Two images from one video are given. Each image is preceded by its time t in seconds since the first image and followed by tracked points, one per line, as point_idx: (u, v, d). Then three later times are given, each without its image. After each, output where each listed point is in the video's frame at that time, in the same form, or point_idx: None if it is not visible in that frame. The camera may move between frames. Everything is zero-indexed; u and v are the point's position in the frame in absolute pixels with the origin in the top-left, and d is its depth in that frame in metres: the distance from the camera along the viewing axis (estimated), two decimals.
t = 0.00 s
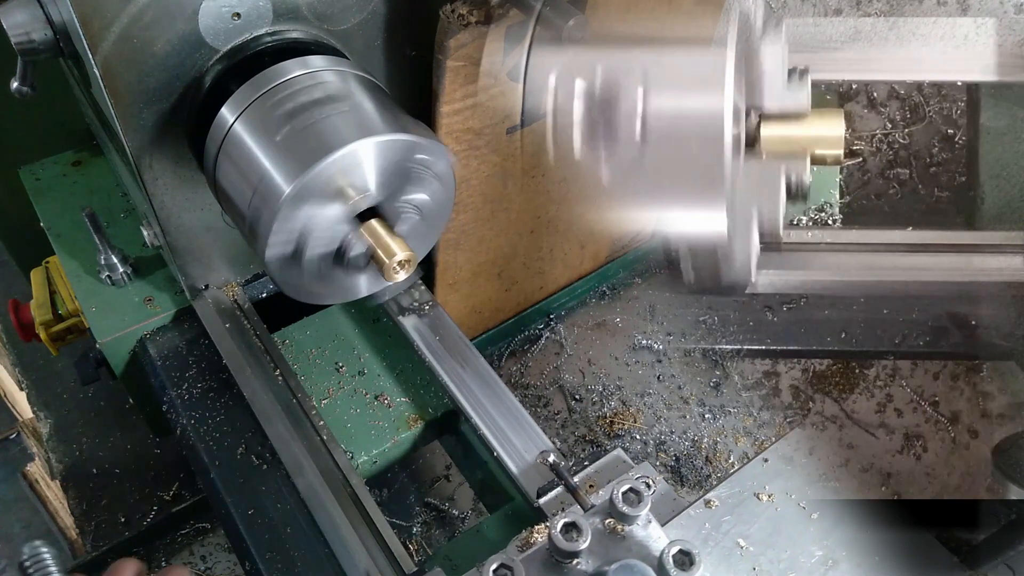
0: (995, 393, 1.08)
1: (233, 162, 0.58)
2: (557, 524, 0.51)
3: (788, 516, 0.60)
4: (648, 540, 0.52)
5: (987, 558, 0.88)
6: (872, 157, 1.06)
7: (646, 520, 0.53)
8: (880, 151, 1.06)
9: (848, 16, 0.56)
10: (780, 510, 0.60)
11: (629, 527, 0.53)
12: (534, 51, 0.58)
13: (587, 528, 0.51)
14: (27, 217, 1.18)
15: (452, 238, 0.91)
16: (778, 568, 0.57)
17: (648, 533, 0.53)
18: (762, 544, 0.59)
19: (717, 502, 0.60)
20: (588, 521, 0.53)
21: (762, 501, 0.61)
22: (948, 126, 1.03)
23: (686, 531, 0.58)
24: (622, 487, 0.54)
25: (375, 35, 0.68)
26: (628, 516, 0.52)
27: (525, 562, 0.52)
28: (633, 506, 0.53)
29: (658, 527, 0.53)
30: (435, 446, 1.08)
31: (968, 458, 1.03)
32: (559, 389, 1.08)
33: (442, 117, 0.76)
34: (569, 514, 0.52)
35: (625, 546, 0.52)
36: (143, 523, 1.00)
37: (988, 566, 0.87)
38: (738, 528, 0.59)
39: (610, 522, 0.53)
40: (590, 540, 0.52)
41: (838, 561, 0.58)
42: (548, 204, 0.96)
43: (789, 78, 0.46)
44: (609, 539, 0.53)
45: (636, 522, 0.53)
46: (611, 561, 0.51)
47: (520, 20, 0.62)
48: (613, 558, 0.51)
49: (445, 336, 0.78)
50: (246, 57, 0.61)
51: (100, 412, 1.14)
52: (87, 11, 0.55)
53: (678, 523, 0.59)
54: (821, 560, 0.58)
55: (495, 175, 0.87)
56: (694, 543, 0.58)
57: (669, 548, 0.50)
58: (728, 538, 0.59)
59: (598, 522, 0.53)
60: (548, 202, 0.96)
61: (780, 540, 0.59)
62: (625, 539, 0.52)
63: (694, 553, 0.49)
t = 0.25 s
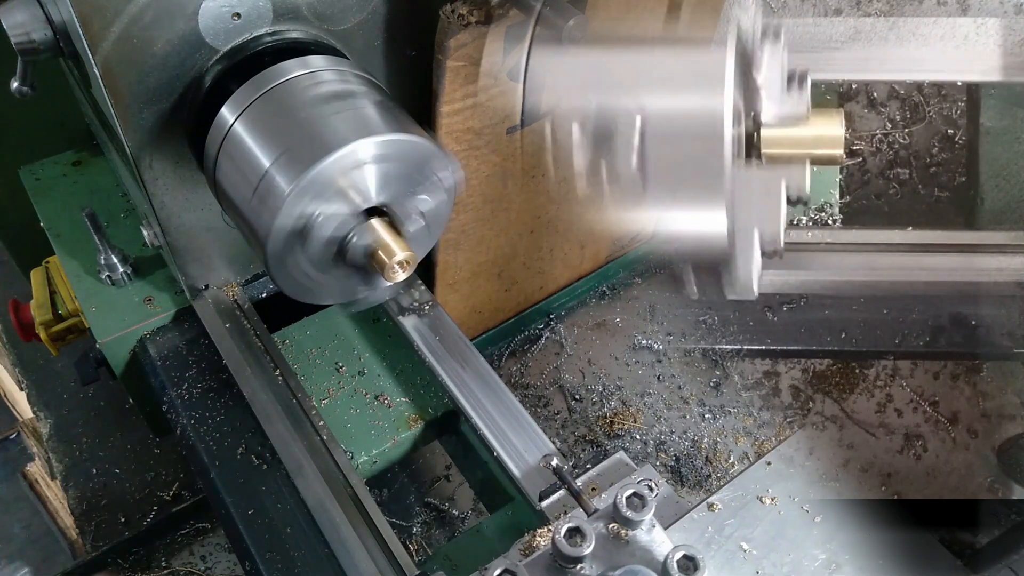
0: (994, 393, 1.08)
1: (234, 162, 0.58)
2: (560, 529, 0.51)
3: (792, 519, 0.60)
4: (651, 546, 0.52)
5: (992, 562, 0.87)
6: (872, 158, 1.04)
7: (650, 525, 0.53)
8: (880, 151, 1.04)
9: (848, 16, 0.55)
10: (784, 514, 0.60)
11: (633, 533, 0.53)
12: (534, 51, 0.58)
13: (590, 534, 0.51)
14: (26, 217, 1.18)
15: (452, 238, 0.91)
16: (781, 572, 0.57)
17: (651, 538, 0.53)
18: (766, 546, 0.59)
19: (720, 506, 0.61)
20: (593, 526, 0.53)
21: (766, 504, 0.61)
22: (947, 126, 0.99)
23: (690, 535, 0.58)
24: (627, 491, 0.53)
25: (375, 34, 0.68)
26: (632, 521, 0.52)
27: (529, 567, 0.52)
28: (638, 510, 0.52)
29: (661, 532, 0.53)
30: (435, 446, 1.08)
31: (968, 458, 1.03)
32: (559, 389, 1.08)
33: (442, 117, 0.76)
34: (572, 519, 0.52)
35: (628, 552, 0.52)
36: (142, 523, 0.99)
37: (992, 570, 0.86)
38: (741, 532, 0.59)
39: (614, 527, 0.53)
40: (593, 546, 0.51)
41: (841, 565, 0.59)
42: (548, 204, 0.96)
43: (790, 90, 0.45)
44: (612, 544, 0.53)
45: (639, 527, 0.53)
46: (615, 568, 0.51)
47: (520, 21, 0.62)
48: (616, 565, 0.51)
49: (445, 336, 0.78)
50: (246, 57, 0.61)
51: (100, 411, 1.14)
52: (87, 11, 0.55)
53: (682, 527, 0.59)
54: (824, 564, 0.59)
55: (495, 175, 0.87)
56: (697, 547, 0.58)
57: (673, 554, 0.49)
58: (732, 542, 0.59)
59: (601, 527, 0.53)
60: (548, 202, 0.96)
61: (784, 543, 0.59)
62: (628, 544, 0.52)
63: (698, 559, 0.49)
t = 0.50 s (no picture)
0: (995, 393, 1.08)
1: (234, 162, 0.58)
2: (565, 535, 0.52)
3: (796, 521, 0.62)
4: (656, 551, 0.53)
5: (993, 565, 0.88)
6: (872, 158, 1.05)
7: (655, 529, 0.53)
8: (880, 151, 1.05)
9: (848, 16, 0.55)
10: (786, 517, 0.62)
11: (637, 538, 0.53)
12: (533, 51, 0.58)
13: (594, 540, 0.51)
14: (26, 217, 1.18)
15: (452, 238, 0.91)
16: None
17: (655, 543, 0.53)
18: (768, 551, 0.60)
19: (723, 509, 0.62)
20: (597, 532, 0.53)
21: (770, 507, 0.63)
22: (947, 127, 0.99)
23: (694, 539, 0.60)
24: (631, 497, 0.53)
25: (375, 34, 0.68)
26: (636, 527, 0.52)
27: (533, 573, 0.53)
28: (641, 516, 0.53)
29: (665, 536, 0.53)
30: (435, 446, 1.07)
31: (968, 458, 1.03)
32: (559, 389, 1.08)
33: (442, 117, 0.76)
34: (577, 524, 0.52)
35: (633, 557, 0.53)
36: (142, 523, 1.00)
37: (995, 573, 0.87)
38: (744, 536, 0.61)
39: (618, 532, 0.54)
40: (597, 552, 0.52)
41: (844, 569, 0.61)
42: (548, 205, 0.95)
43: (789, 99, 0.46)
44: (617, 549, 0.53)
45: (643, 532, 0.53)
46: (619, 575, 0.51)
47: (520, 20, 0.62)
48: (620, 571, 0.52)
49: (445, 336, 0.78)
50: (246, 57, 0.61)
51: (100, 411, 1.14)
52: (87, 11, 0.55)
53: (684, 531, 0.60)
54: (828, 567, 0.60)
55: (495, 174, 0.87)
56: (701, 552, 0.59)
57: (678, 559, 0.50)
58: (735, 546, 0.60)
59: (606, 532, 0.54)
60: (548, 202, 0.96)
61: (788, 546, 0.61)
62: (633, 550, 0.53)
63: (702, 564, 0.49)
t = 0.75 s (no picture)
0: (995, 393, 1.09)
1: (234, 162, 0.58)
2: (569, 540, 0.51)
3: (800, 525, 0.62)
4: (660, 556, 0.52)
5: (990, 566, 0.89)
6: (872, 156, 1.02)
7: (659, 534, 0.53)
8: (880, 151, 1.01)
9: (848, 16, 0.56)
10: (789, 522, 0.62)
11: (641, 543, 0.53)
12: (533, 51, 0.58)
13: (598, 544, 0.51)
14: (26, 216, 1.18)
15: (452, 238, 0.91)
16: None
17: (659, 548, 0.53)
18: (772, 554, 0.60)
19: (726, 513, 0.61)
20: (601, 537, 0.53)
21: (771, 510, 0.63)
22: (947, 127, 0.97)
23: (697, 543, 0.59)
24: (634, 501, 0.54)
25: (375, 34, 0.68)
26: (640, 532, 0.52)
27: None
28: (646, 521, 0.53)
29: (669, 542, 0.53)
30: (435, 446, 1.07)
31: (968, 458, 1.03)
32: (559, 389, 1.08)
33: (442, 117, 0.76)
34: (580, 529, 0.52)
35: (636, 563, 0.52)
36: (142, 523, 0.99)
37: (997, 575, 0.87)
38: (747, 539, 0.60)
39: (622, 537, 0.53)
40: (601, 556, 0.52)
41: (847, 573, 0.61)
42: (548, 205, 0.95)
43: (794, 115, 0.44)
44: (621, 554, 0.53)
45: (648, 537, 0.53)
46: None
47: (520, 21, 0.62)
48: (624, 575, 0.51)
49: (445, 336, 0.78)
50: (246, 57, 0.61)
51: (100, 411, 1.14)
52: (87, 11, 0.55)
53: (687, 534, 0.59)
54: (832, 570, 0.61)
55: (495, 174, 0.87)
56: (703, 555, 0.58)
57: (682, 565, 0.50)
58: (738, 549, 0.59)
59: (610, 537, 0.54)
60: (548, 202, 0.96)
61: (790, 550, 0.61)
62: (636, 555, 0.53)
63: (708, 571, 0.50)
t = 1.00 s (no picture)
0: (994, 393, 1.09)
1: (234, 162, 0.58)
2: (573, 546, 0.53)
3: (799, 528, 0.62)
4: (664, 561, 0.52)
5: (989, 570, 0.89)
6: (872, 157, 1.05)
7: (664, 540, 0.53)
8: (880, 151, 1.04)
9: (848, 16, 0.56)
10: (792, 525, 0.62)
11: (645, 548, 0.53)
12: (533, 51, 0.58)
13: (603, 550, 0.52)
14: (25, 216, 1.18)
15: (452, 238, 0.91)
16: None
17: (664, 554, 0.53)
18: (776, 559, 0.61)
19: (729, 516, 0.62)
20: (605, 542, 0.53)
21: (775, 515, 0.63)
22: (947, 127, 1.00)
23: (701, 547, 0.60)
24: (639, 507, 0.53)
25: (375, 34, 0.68)
26: (645, 537, 0.52)
27: None
28: (650, 526, 0.53)
29: (674, 547, 0.53)
30: (435, 446, 1.07)
31: (968, 458, 1.03)
32: (559, 389, 1.08)
33: (442, 117, 0.76)
34: (585, 535, 0.53)
35: (641, 568, 0.52)
36: (142, 523, 1.00)
37: None
38: (751, 543, 0.61)
39: (627, 543, 0.53)
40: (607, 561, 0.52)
41: None
42: (548, 205, 0.95)
43: (805, 140, 0.45)
44: (625, 560, 0.53)
45: (653, 543, 0.53)
46: None
47: (520, 21, 0.62)
48: None
49: (445, 337, 0.78)
50: (246, 57, 0.61)
51: (100, 412, 1.14)
52: (87, 11, 0.55)
53: (690, 538, 0.60)
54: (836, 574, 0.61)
55: (495, 174, 0.87)
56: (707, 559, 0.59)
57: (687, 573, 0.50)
58: (742, 553, 0.60)
59: (614, 543, 0.54)
60: (548, 202, 0.96)
61: (794, 554, 0.61)
62: (640, 560, 0.53)
63: None
